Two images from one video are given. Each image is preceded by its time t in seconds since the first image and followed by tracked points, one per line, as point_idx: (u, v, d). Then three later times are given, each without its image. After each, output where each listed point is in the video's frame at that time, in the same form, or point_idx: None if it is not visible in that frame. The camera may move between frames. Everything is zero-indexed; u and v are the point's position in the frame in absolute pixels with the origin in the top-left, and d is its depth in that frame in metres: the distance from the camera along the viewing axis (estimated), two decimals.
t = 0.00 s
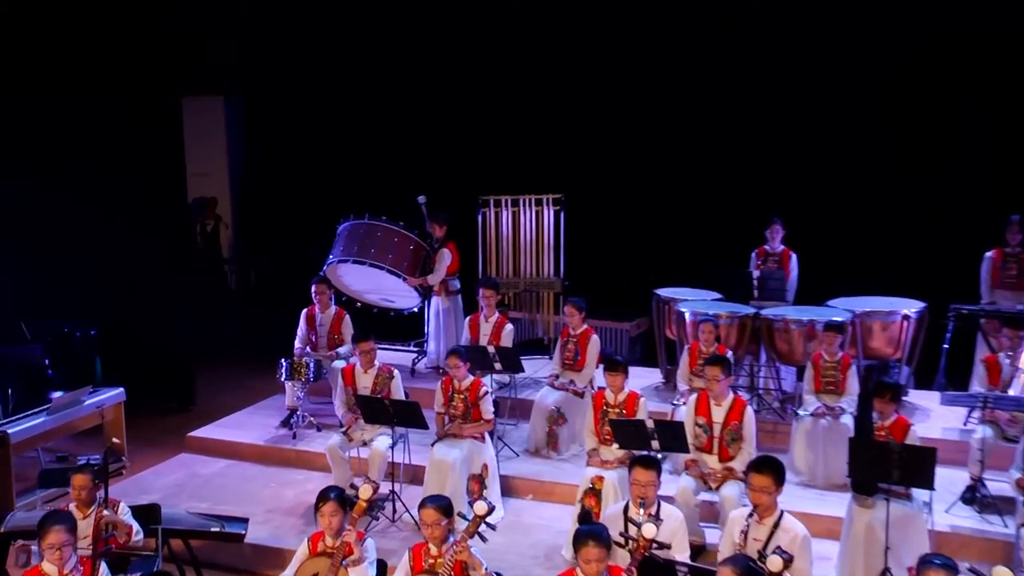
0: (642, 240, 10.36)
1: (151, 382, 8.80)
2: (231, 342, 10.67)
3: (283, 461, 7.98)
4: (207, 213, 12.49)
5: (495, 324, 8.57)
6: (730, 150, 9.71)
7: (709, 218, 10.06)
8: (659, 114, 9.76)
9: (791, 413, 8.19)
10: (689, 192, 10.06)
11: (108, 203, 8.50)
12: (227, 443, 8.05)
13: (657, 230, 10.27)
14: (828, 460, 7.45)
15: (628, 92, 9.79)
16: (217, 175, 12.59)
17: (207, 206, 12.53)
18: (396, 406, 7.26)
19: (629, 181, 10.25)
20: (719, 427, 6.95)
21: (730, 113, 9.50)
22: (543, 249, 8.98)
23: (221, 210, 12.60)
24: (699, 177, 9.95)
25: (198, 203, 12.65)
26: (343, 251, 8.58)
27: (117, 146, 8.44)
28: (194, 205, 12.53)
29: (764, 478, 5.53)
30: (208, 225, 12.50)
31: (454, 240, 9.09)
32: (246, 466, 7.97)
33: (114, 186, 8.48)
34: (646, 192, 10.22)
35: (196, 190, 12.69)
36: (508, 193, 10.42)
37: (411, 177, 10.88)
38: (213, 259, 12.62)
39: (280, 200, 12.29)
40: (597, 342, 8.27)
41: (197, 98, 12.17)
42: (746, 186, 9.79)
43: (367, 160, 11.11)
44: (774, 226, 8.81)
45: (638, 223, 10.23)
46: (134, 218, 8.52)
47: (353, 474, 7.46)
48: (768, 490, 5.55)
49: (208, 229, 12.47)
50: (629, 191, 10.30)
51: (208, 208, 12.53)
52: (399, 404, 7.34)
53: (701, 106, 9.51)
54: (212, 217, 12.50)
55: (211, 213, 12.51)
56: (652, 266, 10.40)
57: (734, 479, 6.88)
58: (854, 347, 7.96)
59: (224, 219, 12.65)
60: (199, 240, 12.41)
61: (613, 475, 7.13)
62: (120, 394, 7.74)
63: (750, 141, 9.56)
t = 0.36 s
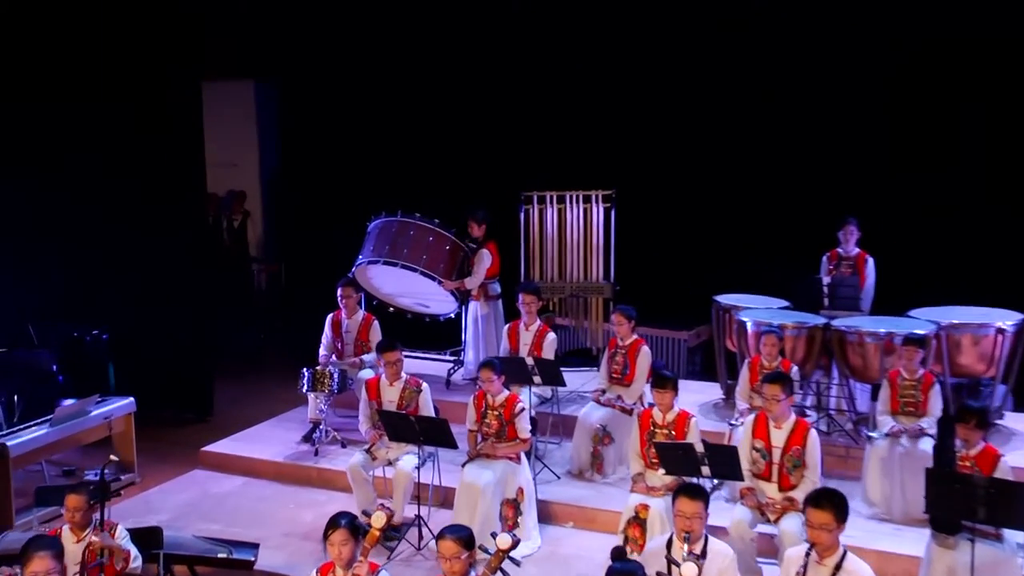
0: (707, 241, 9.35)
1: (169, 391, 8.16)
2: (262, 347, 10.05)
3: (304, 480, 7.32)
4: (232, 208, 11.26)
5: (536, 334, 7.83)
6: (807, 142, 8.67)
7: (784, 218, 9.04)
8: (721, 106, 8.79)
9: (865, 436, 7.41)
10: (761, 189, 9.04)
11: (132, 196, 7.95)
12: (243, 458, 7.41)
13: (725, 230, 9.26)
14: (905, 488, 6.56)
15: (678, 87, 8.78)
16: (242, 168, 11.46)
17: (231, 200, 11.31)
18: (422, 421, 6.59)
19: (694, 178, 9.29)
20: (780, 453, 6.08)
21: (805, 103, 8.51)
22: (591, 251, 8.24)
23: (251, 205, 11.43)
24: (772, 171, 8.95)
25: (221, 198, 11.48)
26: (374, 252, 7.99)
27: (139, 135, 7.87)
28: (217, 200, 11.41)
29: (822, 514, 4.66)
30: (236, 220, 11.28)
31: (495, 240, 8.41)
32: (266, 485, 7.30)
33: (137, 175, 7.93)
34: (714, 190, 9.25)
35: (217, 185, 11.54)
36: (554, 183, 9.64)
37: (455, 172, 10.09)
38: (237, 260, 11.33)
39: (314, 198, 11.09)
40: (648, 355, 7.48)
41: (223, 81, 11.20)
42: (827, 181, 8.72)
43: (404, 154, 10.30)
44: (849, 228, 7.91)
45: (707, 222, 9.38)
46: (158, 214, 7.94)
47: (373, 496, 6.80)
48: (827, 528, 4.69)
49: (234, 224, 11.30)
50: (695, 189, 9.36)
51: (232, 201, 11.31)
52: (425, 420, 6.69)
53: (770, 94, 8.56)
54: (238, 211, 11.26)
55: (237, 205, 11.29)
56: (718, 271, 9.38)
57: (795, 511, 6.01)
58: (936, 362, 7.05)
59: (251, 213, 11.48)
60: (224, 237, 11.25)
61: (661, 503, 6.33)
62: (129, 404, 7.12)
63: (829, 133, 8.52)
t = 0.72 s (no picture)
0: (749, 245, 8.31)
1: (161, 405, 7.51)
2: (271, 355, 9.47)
3: (298, 503, 6.69)
4: (235, 201, 10.20)
5: (555, 345, 7.09)
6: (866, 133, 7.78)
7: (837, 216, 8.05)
8: (771, 90, 7.99)
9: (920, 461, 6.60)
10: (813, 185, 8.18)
11: (129, 192, 7.34)
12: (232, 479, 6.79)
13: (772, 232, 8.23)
14: (964, 524, 5.76)
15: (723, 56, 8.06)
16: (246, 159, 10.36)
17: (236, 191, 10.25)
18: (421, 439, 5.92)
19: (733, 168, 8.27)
20: (816, 479, 5.28)
21: (864, 88, 7.70)
22: (618, 253, 7.55)
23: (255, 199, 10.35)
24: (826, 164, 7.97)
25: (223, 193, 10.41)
26: (380, 254, 7.35)
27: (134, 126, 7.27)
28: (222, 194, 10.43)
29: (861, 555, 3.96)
30: (237, 216, 10.17)
31: (513, 240, 7.70)
32: (258, 509, 6.66)
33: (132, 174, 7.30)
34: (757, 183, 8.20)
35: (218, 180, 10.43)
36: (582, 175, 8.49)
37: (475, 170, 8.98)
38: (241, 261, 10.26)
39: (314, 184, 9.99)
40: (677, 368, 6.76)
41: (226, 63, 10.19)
42: (950, 181, 7.64)
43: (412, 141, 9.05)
44: (904, 229, 7.13)
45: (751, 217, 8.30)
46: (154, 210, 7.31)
47: (369, 522, 6.16)
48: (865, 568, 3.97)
49: (236, 219, 10.20)
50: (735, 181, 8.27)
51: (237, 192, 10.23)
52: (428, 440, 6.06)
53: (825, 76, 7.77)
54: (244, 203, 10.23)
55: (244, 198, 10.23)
56: (762, 275, 8.54)
57: (835, 545, 5.19)
58: (1002, 380, 6.28)
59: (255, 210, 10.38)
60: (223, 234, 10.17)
61: (685, 535, 5.60)
62: (110, 420, 6.52)
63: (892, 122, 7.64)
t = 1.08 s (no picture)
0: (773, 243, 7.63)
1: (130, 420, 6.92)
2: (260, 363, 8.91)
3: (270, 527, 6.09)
4: (216, 196, 9.60)
5: (553, 354, 6.44)
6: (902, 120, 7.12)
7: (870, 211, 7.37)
8: (793, 77, 7.36)
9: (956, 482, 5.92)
10: (839, 178, 7.49)
11: (96, 188, 6.78)
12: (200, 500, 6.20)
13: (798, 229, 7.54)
14: (1003, 555, 5.04)
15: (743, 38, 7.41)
16: (228, 148, 9.62)
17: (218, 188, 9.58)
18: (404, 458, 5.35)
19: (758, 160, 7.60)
20: (833, 504, 4.66)
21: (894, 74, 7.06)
22: (624, 254, 6.95)
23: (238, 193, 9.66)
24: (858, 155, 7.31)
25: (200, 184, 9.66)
26: (365, 254, 6.80)
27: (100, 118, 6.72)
28: (199, 188, 9.69)
29: None
30: (218, 211, 9.64)
31: (510, 240, 7.10)
32: (228, 534, 6.06)
33: (99, 169, 6.75)
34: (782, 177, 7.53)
35: (196, 170, 9.63)
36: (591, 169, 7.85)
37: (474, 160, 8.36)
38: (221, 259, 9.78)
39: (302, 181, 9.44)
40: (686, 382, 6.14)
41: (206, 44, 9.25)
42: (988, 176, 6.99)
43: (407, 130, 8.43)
44: (938, 228, 6.48)
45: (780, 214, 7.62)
46: (123, 205, 6.75)
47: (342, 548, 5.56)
48: None
49: (217, 217, 9.64)
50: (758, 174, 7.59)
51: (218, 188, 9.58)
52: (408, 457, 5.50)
53: (897, 38, 6.95)
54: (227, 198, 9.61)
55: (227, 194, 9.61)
56: (786, 279, 7.87)
57: None
58: None
59: (239, 203, 9.72)
60: (204, 232, 9.64)
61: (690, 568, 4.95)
62: (67, 435, 5.97)
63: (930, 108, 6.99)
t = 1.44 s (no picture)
0: (799, 244, 7.03)
1: (103, 434, 6.43)
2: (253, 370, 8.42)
3: (245, 551, 5.57)
4: (201, 191, 8.90)
5: (556, 364, 5.86)
6: (941, 110, 6.41)
7: (908, 210, 6.65)
8: (819, 64, 6.70)
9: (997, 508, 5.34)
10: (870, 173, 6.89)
11: (65, 184, 6.32)
12: (170, 521, 5.69)
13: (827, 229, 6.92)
14: None
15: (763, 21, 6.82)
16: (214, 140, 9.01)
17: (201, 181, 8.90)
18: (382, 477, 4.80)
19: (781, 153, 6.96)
20: (855, 534, 4.08)
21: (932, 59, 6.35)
22: (633, 257, 6.40)
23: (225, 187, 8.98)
24: (892, 148, 6.60)
25: (185, 178, 9.06)
26: (352, 255, 6.31)
27: (60, 105, 6.29)
28: (182, 181, 9.07)
29: None
30: (202, 207, 8.91)
31: (511, 240, 6.53)
32: (200, 559, 5.53)
33: (70, 164, 6.29)
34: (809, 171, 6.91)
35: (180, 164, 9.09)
36: (603, 164, 7.29)
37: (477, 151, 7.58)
38: (208, 258, 9.08)
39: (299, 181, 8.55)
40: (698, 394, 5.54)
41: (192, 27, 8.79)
42: None
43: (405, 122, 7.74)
44: (980, 228, 5.86)
45: (794, 213, 7.02)
46: (95, 202, 6.28)
47: None
48: None
49: (201, 213, 8.91)
50: (783, 166, 6.97)
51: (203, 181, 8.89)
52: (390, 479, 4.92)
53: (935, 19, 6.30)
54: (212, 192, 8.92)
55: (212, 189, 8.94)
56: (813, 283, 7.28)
57: None
58: None
59: (227, 199, 9.04)
60: (187, 230, 8.91)
61: None
62: (27, 450, 5.49)
63: (972, 95, 6.29)
